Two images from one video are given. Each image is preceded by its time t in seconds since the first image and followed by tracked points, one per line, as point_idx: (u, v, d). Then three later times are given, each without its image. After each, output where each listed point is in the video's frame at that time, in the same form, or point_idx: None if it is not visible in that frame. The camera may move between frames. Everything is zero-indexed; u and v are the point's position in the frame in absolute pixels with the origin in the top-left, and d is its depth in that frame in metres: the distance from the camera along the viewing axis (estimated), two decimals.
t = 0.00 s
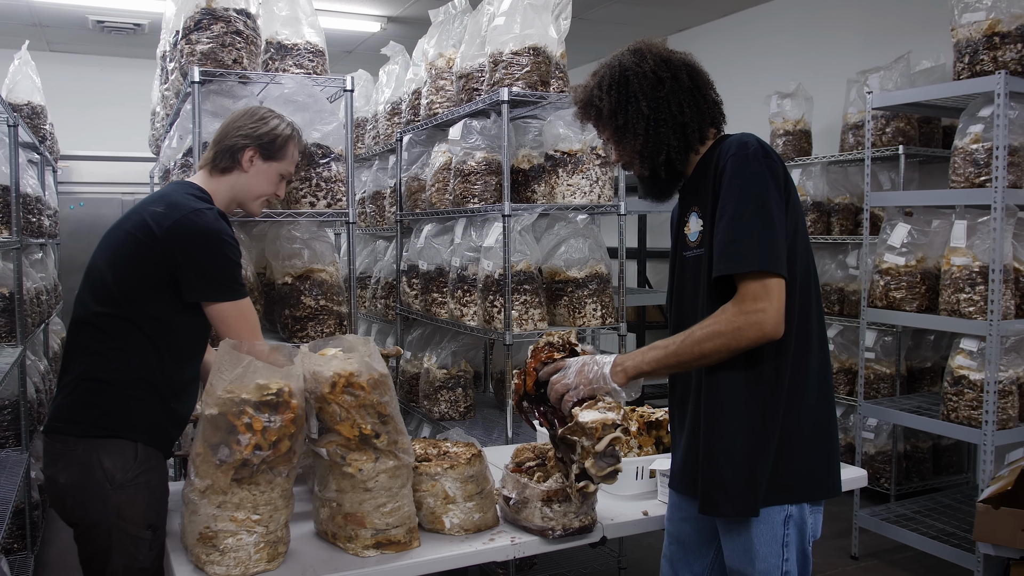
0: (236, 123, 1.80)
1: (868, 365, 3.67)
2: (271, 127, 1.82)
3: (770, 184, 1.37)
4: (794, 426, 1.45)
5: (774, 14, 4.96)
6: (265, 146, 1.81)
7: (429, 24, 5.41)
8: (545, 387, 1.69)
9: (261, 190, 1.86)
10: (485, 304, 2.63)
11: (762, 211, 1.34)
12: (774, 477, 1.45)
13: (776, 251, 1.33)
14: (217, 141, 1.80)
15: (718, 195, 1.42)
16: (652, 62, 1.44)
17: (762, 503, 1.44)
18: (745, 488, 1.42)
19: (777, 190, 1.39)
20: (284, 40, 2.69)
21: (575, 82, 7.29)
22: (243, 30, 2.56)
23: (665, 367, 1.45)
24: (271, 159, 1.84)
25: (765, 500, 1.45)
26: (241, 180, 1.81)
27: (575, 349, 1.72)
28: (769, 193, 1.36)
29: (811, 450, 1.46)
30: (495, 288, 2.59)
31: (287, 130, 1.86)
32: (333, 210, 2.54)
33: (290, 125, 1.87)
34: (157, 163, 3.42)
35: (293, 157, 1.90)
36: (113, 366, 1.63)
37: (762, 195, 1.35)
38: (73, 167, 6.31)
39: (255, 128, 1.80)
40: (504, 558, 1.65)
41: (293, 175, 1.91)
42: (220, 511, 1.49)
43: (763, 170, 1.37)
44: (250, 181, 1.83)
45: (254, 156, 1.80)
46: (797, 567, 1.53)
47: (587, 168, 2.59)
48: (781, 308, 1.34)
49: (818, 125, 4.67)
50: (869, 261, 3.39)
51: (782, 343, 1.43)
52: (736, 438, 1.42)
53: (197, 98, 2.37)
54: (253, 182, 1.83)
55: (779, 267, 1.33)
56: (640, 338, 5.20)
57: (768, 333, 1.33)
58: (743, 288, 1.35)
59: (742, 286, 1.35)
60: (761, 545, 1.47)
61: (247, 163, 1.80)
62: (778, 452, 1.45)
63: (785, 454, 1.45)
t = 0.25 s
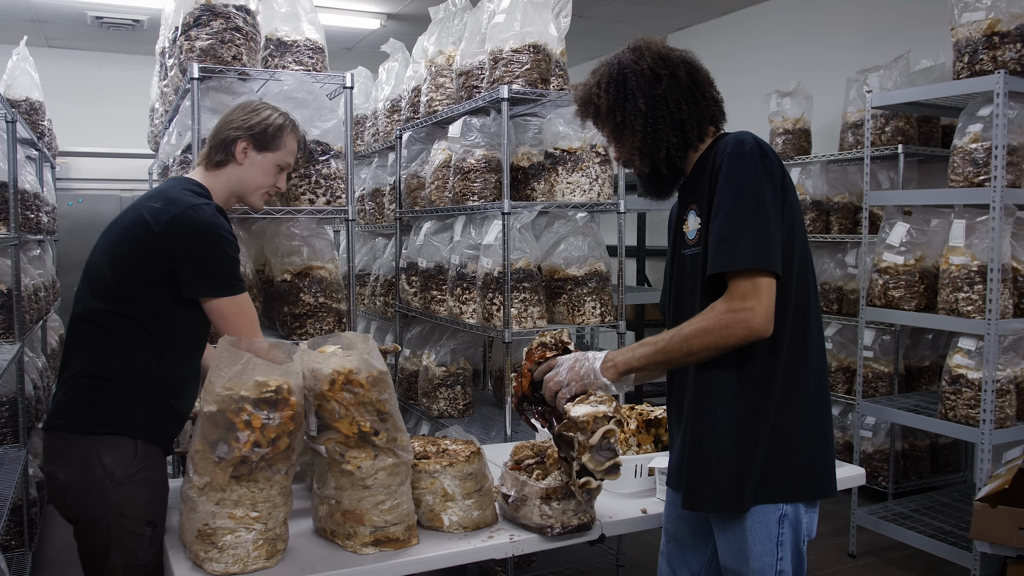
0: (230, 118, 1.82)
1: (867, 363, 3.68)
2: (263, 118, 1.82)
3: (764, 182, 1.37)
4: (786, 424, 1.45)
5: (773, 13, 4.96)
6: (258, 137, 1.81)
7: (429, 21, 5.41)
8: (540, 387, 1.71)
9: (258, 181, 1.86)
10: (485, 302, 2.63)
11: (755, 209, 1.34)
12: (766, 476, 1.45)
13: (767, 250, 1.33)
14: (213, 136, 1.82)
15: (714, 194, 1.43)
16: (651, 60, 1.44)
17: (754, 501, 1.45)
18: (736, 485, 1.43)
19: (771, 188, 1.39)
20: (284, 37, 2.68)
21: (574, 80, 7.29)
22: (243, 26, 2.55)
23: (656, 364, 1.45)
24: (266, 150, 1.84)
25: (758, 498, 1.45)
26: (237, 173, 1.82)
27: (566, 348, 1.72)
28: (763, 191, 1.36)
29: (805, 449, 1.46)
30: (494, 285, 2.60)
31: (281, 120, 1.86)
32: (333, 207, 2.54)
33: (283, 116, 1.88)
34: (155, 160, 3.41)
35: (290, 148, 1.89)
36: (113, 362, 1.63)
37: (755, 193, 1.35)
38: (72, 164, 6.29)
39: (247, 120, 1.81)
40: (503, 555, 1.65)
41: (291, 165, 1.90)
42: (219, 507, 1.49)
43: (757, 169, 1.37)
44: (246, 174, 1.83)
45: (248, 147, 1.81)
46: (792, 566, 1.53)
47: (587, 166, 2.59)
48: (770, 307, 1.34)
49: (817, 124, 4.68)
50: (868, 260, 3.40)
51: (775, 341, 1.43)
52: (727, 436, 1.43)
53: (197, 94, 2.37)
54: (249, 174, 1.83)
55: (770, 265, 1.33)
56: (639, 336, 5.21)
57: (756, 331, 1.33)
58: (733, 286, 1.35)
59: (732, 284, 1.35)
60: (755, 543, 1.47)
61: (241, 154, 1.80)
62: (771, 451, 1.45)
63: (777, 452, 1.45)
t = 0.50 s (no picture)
0: (221, 116, 1.82)
1: (859, 363, 3.69)
2: (253, 116, 1.82)
3: (749, 180, 1.37)
4: (776, 421, 1.45)
5: (767, 13, 4.98)
6: (249, 135, 1.80)
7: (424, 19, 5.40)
8: (529, 396, 1.70)
9: (251, 179, 1.85)
10: (479, 301, 2.62)
11: (741, 206, 1.35)
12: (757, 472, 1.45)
13: (754, 247, 1.33)
14: (204, 136, 1.82)
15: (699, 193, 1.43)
16: (631, 66, 1.45)
17: (744, 498, 1.45)
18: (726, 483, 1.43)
19: (756, 186, 1.39)
20: (277, 35, 2.67)
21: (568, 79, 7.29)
22: (237, 24, 2.53)
23: (644, 362, 1.46)
24: (257, 148, 1.83)
25: (748, 494, 1.45)
26: (229, 172, 1.82)
27: (550, 354, 1.73)
28: (749, 189, 1.36)
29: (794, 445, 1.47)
30: (488, 284, 2.60)
31: (272, 118, 1.85)
32: (327, 206, 2.53)
33: (274, 112, 1.87)
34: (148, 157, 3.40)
35: (283, 145, 1.88)
36: (104, 361, 1.62)
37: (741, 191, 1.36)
38: (64, 161, 6.26)
39: (237, 118, 1.81)
40: (496, 554, 1.65)
41: (283, 162, 1.89)
42: (210, 507, 1.49)
43: (742, 167, 1.37)
44: (238, 172, 1.83)
45: (239, 145, 1.80)
46: (783, 563, 1.53)
47: (581, 165, 2.60)
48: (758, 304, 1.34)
49: (810, 124, 4.69)
50: (860, 259, 3.41)
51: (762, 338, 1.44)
52: (717, 433, 1.43)
53: (190, 93, 2.36)
54: (241, 172, 1.83)
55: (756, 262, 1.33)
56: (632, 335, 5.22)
57: (744, 328, 1.34)
58: (719, 284, 1.35)
59: (719, 281, 1.36)
60: (746, 541, 1.47)
61: (232, 152, 1.80)
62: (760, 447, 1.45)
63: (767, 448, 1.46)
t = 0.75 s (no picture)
0: (209, 115, 1.81)
1: (848, 362, 3.70)
2: (241, 114, 1.81)
3: (735, 179, 1.37)
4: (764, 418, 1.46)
5: (758, 13, 4.99)
6: (237, 134, 1.80)
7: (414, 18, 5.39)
8: (523, 402, 1.69)
9: (238, 178, 1.84)
10: (468, 300, 2.62)
11: (729, 205, 1.35)
12: (746, 471, 1.45)
13: (744, 245, 1.34)
14: (192, 134, 1.80)
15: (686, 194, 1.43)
16: (613, 67, 1.45)
17: (734, 496, 1.45)
18: (717, 481, 1.43)
19: (742, 185, 1.39)
20: (266, 34, 2.66)
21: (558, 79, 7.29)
22: (225, 22, 2.52)
23: (637, 364, 1.45)
24: (245, 146, 1.82)
25: (738, 492, 1.45)
26: (218, 170, 1.81)
27: (545, 358, 1.73)
28: (736, 188, 1.37)
29: (782, 442, 1.47)
30: (477, 284, 2.60)
31: (260, 116, 1.84)
32: (315, 205, 2.52)
33: (262, 111, 1.86)
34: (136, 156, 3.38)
35: (270, 144, 1.88)
36: (92, 360, 1.61)
37: (729, 190, 1.36)
38: (52, 161, 6.23)
39: (225, 117, 1.80)
40: (484, 554, 1.64)
41: (271, 160, 1.88)
42: (198, 508, 1.48)
43: (728, 166, 1.38)
44: (226, 170, 1.82)
45: (227, 144, 1.79)
46: (772, 560, 1.53)
47: (570, 165, 2.60)
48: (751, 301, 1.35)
49: (800, 124, 4.71)
50: (849, 259, 3.42)
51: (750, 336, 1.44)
52: (707, 432, 1.43)
53: (178, 92, 2.35)
54: (229, 170, 1.82)
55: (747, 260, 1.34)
56: (623, 335, 5.22)
57: (738, 326, 1.34)
58: (712, 283, 1.35)
59: (711, 281, 1.36)
60: (735, 538, 1.47)
61: (220, 151, 1.79)
62: (749, 445, 1.46)
63: (756, 446, 1.46)
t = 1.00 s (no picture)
0: (197, 113, 1.80)
1: (838, 361, 3.71)
2: (230, 112, 1.80)
3: (731, 177, 1.38)
4: (758, 416, 1.46)
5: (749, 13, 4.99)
6: (226, 132, 1.78)
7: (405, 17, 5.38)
8: (519, 397, 1.67)
9: (228, 177, 1.83)
10: (458, 299, 2.62)
11: (726, 204, 1.35)
12: (741, 469, 1.45)
13: (744, 244, 1.34)
14: (181, 132, 1.79)
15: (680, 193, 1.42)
16: (602, 65, 1.44)
17: (730, 494, 1.45)
18: (714, 481, 1.42)
19: (737, 184, 1.40)
20: (255, 32, 2.65)
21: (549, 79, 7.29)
22: (214, 21, 2.50)
23: (637, 365, 1.44)
24: (234, 144, 1.81)
25: (734, 491, 1.45)
26: (207, 169, 1.79)
27: (545, 356, 1.69)
28: (732, 187, 1.37)
29: (774, 439, 1.48)
30: (467, 282, 2.60)
31: (249, 114, 1.83)
32: (305, 204, 2.51)
33: (251, 109, 1.86)
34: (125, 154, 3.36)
35: (259, 142, 1.87)
36: (81, 359, 1.59)
37: (726, 189, 1.36)
38: (42, 159, 6.21)
39: (214, 114, 1.79)
40: (474, 554, 1.64)
41: (260, 158, 1.87)
42: (186, 507, 1.47)
43: (724, 165, 1.38)
44: (215, 169, 1.80)
45: (216, 142, 1.78)
46: (764, 558, 1.54)
47: (560, 164, 2.59)
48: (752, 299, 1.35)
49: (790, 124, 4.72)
50: (839, 258, 3.43)
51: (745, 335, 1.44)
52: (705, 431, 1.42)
53: (166, 90, 2.34)
54: (219, 169, 1.81)
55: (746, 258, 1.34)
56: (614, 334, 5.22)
57: (743, 324, 1.34)
58: (715, 281, 1.35)
59: (712, 279, 1.35)
60: (728, 537, 1.47)
61: (209, 149, 1.78)
62: (744, 443, 1.46)
63: (750, 444, 1.46)
